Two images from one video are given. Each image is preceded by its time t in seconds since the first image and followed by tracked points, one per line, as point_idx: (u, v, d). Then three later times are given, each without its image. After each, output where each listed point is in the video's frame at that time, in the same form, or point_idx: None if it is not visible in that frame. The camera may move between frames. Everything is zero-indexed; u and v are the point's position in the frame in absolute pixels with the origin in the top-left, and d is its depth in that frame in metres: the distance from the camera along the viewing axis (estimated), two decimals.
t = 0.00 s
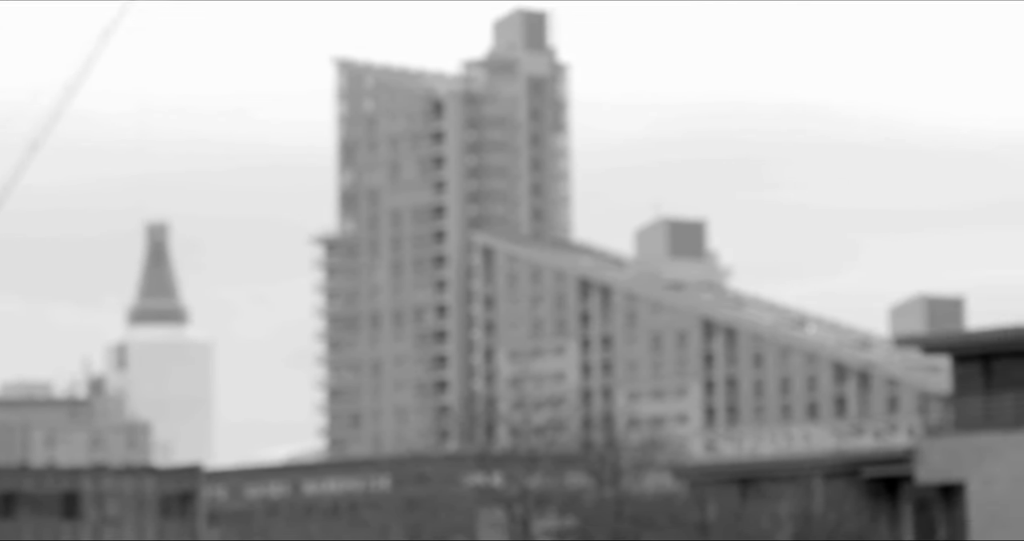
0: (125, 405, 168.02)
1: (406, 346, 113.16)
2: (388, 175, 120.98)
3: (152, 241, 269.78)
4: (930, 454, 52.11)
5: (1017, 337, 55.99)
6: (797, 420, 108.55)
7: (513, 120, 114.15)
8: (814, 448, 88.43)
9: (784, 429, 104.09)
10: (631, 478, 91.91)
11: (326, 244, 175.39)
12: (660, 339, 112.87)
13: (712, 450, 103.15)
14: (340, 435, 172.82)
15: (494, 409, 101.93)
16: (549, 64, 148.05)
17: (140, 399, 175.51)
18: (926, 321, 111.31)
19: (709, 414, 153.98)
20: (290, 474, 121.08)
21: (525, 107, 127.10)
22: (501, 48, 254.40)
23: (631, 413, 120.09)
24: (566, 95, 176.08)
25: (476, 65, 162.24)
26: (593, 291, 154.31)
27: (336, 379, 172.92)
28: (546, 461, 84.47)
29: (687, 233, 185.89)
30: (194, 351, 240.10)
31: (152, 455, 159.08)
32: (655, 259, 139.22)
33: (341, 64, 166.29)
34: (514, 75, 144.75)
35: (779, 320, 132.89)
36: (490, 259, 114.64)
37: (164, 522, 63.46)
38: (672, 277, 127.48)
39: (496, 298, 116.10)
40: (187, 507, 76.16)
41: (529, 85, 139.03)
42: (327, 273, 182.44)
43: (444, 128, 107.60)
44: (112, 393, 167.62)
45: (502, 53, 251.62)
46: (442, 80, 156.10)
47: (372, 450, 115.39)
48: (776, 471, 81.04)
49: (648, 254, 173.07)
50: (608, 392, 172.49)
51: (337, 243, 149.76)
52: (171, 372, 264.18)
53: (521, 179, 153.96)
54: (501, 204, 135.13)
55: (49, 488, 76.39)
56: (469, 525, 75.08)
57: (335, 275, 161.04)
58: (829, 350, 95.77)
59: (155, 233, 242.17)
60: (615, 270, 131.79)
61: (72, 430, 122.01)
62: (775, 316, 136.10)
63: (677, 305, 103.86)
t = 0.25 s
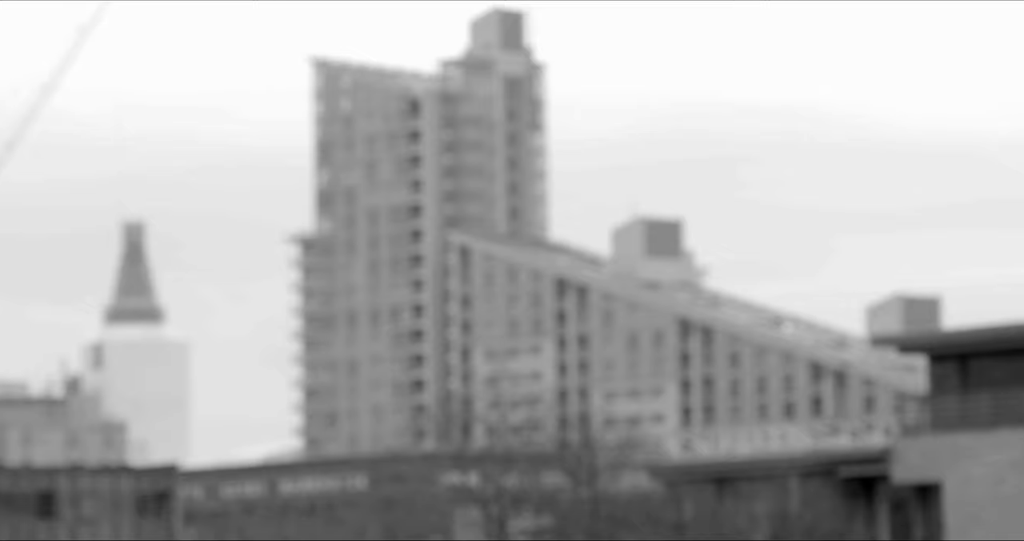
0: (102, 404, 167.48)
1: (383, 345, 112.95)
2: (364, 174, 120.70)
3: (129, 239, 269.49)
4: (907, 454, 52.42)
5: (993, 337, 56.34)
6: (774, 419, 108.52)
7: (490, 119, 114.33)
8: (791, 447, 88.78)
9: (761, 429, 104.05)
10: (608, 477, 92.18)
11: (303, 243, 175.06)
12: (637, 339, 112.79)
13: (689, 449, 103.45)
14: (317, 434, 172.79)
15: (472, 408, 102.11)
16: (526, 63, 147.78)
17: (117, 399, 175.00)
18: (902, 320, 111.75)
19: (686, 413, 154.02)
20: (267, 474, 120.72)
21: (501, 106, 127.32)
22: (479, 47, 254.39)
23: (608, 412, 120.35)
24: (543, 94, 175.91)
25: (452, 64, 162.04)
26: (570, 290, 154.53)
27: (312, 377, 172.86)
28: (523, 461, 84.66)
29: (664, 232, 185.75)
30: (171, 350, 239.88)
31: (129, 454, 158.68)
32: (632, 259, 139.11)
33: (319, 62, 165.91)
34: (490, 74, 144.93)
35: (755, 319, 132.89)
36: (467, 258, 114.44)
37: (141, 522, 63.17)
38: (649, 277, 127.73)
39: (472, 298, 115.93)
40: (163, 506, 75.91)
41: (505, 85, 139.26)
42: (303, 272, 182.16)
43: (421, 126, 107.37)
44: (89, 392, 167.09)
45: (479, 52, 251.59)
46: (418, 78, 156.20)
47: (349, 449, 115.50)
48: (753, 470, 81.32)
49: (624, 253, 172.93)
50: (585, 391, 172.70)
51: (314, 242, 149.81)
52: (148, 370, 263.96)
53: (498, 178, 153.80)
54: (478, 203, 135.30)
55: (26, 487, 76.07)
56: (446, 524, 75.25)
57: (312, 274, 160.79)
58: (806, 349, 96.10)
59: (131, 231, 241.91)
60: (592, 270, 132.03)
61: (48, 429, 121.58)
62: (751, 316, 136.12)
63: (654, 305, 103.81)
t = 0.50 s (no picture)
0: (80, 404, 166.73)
1: (361, 345, 112.45)
2: (342, 173, 120.13)
3: (107, 238, 268.99)
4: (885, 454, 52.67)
5: (970, 337, 56.63)
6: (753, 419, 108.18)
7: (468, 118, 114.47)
8: (769, 447, 89.11)
9: (740, 429, 103.72)
10: (586, 476, 92.37)
11: (282, 243, 174.46)
12: (615, 338, 112.34)
13: (666, 448, 103.72)
14: (294, 434, 172.77)
15: (450, 408, 102.27)
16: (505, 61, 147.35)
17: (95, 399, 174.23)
18: (879, 320, 112.15)
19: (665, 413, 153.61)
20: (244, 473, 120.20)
21: (479, 106, 127.47)
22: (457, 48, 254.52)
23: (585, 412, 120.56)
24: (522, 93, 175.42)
25: (431, 63, 161.67)
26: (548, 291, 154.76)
27: (290, 376, 172.72)
28: (501, 460, 84.79)
29: (644, 232, 185.37)
30: (149, 350, 239.65)
31: (107, 454, 158.02)
32: (610, 258, 138.70)
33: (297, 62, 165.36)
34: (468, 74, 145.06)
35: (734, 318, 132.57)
36: (445, 257, 113.95)
37: (116, 522, 62.67)
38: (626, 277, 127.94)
39: (451, 297, 115.45)
40: (140, 506, 75.37)
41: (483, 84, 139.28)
42: (282, 271, 181.68)
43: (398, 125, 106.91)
44: (67, 392, 166.29)
45: (456, 53, 251.73)
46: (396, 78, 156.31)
47: (327, 448, 115.51)
48: (730, 469, 81.58)
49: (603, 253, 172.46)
50: (562, 391, 172.86)
51: (292, 241, 149.81)
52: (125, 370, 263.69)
53: (476, 178, 153.36)
54: (456, 203, 135.38)
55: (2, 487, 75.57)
56: (425, 523, 75.35)
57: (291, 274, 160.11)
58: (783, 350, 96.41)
59: (109, 231, 241.63)
60: (570, 270, 132.18)
61: (24, 429, 120.89)
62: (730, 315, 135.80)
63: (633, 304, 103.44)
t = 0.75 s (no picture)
0: (55, 404, 166.34)
1: (338, 343, 112.43)
2: (320, 173, 120.11)
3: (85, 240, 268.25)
4: (862, 453, 52.78)
5: (947, 337, 56.76)
6: (729, 417, 108.33)
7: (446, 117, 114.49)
8: (746, 446, 89.20)
9: (717, 428, 104.05)
10: (563, 476, 92.41)
11: (259, 242, 174.17)
12: (593, 338, 112.46)
13: (644, 448, 103.85)
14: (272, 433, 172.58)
15: (427, 408, 102.25)
16: (482, 62, 147.37)
17: (72, 399, 173.95)
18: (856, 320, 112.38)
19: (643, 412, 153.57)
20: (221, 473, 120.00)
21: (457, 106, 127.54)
22: (435, 47, 254.58)
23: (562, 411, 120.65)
24: (499, 93, 175.46)
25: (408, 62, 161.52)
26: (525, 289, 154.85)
27: (268, 376, 172.56)
28: (479, 460, 84.83)
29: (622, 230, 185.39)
30: (128, 349, 239.36)
31: (84, 454, 157.63)
32: (588, 258, 138.79)
33: (273, 62, 165.13)
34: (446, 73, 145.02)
35: (711, 318, 132.65)
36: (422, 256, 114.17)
37: (94, 521, 62.58)
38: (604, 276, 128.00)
39: (428, 296, 115.42)
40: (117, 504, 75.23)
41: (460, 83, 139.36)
42: (260, 271, 181.35)
43: (375, 126, 106.80)
44: (43, 392, 165.92)
45: (436, 54, 251.70)
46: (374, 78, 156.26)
47: (304, 447, 115.42)
48: (708, 468, 81.68)
49: (580, 252, 172.42)
50: (541, 390, 172.91)
51: (269, 240, 149.66)
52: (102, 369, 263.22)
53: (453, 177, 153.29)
54: (433, 202, 135.36)
55: None
56: (402, 523, 75.35)
57: (268, 274, 159.75)
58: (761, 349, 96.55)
59: (87, 231, 241.32)
60: (548, 270, 132.26)
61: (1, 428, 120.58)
62: (707, 316, 135.90)
63: (610, 303, 103.49)
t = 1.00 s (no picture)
0: (32, 402, 165.94)
1: (316, 342, 112.32)
2: (299, 172, 119.96)
3: (64, 238, 267.57)
4: (840, 453, 52.68)
5: (926, 336, 56.70)
6: (708, 417, 108.40)
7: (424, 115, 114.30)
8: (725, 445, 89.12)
9: (696, 428, 104.15)
10: (542, 475, 92.28)
11: (237, 241, 173.95)
12: (571, 337, 112.46)
13: (623, 447, 103.76)
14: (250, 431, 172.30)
15: (406, 407, 102.09)
16: (461, 62, 147.23)
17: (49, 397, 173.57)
18: (834, 320, 112.39)
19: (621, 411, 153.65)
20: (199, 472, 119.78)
21: (435, 105, 127.34)
22: (416, 45, 254.40)
23: (541, 410, 120.54)
24: (478, 91, 175.40)
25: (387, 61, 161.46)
26: (503, 288, 154.79)
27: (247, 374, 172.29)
28: (457, 458, 84.67)
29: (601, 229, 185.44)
30: (108, 347, 238.81)
31: (62, 452, 157.25)
32: (566, 257, 138.77)
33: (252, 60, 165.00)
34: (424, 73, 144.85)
35: (689, 318, 132.72)
36: (400, 256, 114.10)
37: (72, 519, 62.39)
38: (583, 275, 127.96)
39: (407, 295, 115.34)
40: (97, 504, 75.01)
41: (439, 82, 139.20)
42: (238, 269, 181.14)
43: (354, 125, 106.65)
44: (20, 390, 165.49)
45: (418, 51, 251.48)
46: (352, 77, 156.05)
47: (282, 445, 115.16)
48: (687, 467, 81.60)
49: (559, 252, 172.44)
50: (519, 389, 172.82)
51: (248, 239, 149.36)
52: (81, 368, 262.67)
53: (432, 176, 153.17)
54: (412, 201, 135.20)
55: None
56: (380, 522, 75.16)
57: (246, 273, 159.52)
58: (739, 348, 96.52)
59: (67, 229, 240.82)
60: (526, 269, 132.14)
61: None
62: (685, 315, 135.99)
63: (588, 303, 103.48)
